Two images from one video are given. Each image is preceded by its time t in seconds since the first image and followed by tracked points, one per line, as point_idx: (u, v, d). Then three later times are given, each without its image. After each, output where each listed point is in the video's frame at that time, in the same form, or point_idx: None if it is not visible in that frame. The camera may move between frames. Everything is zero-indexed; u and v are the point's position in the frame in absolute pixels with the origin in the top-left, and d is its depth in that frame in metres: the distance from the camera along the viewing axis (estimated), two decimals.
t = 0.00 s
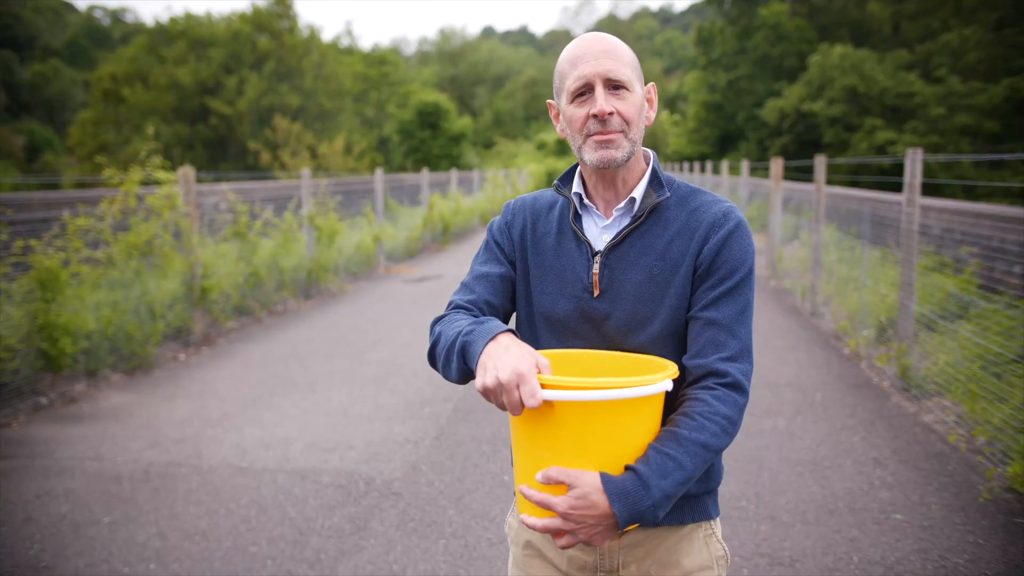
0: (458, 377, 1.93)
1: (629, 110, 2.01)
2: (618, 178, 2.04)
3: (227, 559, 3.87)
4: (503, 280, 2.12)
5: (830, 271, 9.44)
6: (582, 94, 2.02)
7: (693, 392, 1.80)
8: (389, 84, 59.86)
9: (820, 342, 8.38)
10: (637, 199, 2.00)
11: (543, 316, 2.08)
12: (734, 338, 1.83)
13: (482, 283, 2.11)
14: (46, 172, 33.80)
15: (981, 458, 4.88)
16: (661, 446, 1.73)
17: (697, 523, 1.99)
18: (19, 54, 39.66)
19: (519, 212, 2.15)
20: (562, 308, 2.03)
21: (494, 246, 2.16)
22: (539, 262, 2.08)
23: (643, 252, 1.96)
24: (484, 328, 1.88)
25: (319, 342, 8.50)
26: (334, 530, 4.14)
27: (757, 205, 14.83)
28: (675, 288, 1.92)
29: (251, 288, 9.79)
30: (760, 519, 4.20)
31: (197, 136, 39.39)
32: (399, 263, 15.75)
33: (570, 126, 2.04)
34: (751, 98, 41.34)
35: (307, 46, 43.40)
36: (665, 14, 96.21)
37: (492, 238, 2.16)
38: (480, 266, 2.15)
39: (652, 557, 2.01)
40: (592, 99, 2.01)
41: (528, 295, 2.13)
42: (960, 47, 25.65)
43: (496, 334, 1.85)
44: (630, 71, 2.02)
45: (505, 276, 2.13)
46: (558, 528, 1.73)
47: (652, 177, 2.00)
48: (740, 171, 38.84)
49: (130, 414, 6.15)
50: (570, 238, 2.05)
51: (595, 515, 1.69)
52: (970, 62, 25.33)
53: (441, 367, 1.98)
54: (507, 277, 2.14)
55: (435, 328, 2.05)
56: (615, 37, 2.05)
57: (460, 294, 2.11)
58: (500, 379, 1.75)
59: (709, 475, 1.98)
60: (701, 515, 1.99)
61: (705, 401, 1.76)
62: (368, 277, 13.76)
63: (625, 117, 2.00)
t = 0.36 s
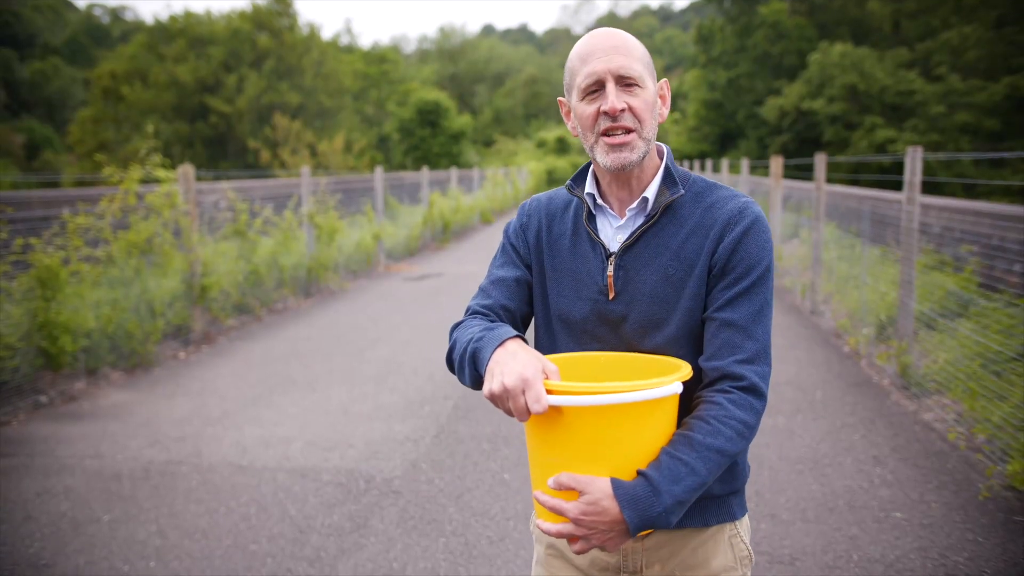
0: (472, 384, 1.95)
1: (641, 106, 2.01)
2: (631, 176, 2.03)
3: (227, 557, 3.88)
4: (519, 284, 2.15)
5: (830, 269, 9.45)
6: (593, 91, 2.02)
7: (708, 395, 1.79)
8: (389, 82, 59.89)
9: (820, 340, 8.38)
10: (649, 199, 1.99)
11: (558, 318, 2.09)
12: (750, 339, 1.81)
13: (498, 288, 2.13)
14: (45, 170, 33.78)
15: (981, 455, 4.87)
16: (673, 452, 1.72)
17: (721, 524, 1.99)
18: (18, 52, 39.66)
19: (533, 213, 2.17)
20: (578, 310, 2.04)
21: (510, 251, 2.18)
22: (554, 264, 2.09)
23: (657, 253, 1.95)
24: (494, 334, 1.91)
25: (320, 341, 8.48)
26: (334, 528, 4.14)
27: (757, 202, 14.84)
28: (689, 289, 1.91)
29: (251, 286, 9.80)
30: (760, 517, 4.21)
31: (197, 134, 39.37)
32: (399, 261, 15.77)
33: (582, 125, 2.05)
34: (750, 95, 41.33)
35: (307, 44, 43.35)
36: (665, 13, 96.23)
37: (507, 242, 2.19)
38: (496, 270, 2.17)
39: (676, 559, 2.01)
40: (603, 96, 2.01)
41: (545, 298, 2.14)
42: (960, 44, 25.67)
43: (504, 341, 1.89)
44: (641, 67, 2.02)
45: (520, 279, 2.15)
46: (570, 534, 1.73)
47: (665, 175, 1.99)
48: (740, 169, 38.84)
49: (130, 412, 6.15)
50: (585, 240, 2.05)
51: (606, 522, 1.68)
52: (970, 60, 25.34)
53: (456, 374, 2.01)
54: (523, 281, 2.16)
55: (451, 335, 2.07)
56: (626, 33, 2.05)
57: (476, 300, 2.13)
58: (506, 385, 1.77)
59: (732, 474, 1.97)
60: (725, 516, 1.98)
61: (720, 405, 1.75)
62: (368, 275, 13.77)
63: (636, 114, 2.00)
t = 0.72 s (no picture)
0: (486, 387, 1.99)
1: (672, 103, 2.00)
2: (661, 174, 2.02)
3: (227, 556, 3.88)
4: (543, 284, 2.17)
5: (829, 268, 9.45)
6: (626, 84, 2.03)
7: (728, 403, 1.77)
8: (389, 80, 59.89)
9: (820, 339, 8.38)
10: (675, 201, 1.98)
11: (583, 321, 2.10)
12: (773, 348, 1.79)
13: (521, 289, 2.16)
14: (45, 168, 33.79)
15: (981, 454, 4.87)
16: (684, 460, 1.71)
17: (747, 530, 1.98)
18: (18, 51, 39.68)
19: (560, 212, 2.19)
20: (602, 312, 2.04)
21: (535, 252, 2.21)
22: (580, 266, 2.10)
23: (682, 256, 1.94)
24: (506, 337, 1.95)
25: (320, 339, 8.48)
26: (334, 527, 4.14)
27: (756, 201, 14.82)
28: (713, 294, 1.89)
29: (251, 284, 9.80)
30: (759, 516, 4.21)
31: (197, 132, 39.36)
32: (399, 259, 15.77)
33: (613, 118, 2.05)
34: (750, 94, 41.29)
35: (306, 42, 43.26)
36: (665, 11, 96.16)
37: (533, 239, 2.22)
38: (521, 270, 2.20)
39: (699, 562, 2.02)
40: (636, 91, 2.01)
41: (569, 301, 2.16)
42: (960, 43, 25.69)
43: (515, 344, 1.92)
44: (677, 62, 2.01)
45: (543, 280, 2.17)
46: (579, 539, 1.74)
47: (692, 176, 1.98)
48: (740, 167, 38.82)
49: (130, 410, 6.16)
50: (610, 242, 2.06)
51: (613, 528, 1.69)
52: (970, 58, 25.33)
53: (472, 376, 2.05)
54: (547, 281, 2.18)
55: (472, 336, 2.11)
56: (665, 27, 2.04)
57: (501, 300, 2.17)
58: (511, 390, 1.80)
59: (759, 480, 1.95)
60: (750, 523, 1.97)
61: (736, 415, 1.74)
62: (368, 274, 13.77)
63: (667, 111, 1.99)
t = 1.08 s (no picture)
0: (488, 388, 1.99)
1: (689, 106, 1.99)
2: (671, 177, 2.02)
3: (226, 556, 3.88)
4: (547, 285, 2.18)
5: (830, 268, 9.46)
6: (642, 86, 2.02)
7: (735, 411, 1.78)
8: (389, 80, 59.87)
9: (820, 338, 8.38)
10: (686, 204, 1.99)
11: (589, 325, 2.10)
12: (782, 356, 1.79)
13: (524, 288, 2.17)
14: (45, 168, 33.85)
15: (981, 454, 4.87)
16: (688, 467, 1.71)
17: (752, 531, 1.98)
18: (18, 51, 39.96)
19: (567, 212, 2.19)
20: (608, 314, 2.04)
21: (541, 252, 2.21)
22: (587, 265, 2.10)
23: (691, 260, 1.94)
24: (509, 341, 1.94)
25: (320, 339, 8.47)
26: (334, 527, 4.14)
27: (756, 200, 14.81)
28: (722, 299, 1.89)
29: (251, 284, 9.80)
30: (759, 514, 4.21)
31: (197, 132, 39.40)
32: (399, 259, 15.78)
33: (627, 118, 2.04)
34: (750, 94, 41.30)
35: (307, 42, 43.27)
36: (665, 11, 96.00)
37: (539, 238, 2.22)
38: (525, 269, 2.20)
39: (704, 562, 2.02)
40: (652, 91, 2.00)
41: (574, 303, 2.16)
42: (960, 42, 25.71)
43: (517, 349, 1.91)
44: (694, 65, 2.00)
45: (547, 280, 2.18)
46: (582, 544, 1.74)
47: (703, 180, 1.98)
48: (740, 167, 38.83)
49: (130, 410, 6.16)
50: (619, 242, 2.06)
51: (615, 534, 1.69)
52: (969, 58, 25.34)
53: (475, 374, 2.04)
54: (551, 282, 2.19)
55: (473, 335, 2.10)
56: (683, 26, 2.03)
57: (504, 297, 2.17)
58: (514, 396, 1.79)
59: (763, 482, 1.96)
60: (754, 524, 1.98)
61: (743, 423, 1.74)
62: (368, 273, 13.78)
63: (683, 114, 1.99)
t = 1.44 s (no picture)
0: (484, 382, 1.96)
1: (689, 105, 2.00)
2: (666, 172, 2.03)
3: (227, 556, 3.88)
4: (534, 279, 2.16)
5: (830, 268, 9.46)
6: (644, 82, 2.02)
7: (727, 402, 1.79)
8: (389, 80, 59.84)
9: (820, 339, 8.38)
10: (678, 198, 2.00)
11: (578, 319, 2.09)
12: (773, 347, 1.81)
13: (511, 283, 2.15)
14: (45, 167, 33.91)
15: (981, 454, 4.86)
16: (689, 459, 1.72)
17: (738, 529, 2.00)
18: (19, 51, 40.31)
19: (555, 207, 2.18)
20: (598, 310, 2.04)
21: (529, 244, 2.19)
22: (576, 261, 2.09)
23: (683, 254, 1.95)
24: (505, 334, 1.91)
25: (320, 339, 8.47)
26: (335, 527, 4.14)
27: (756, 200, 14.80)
28: (713, 293, 1.91)
29: (251, 284, 9.80)
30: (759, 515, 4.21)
31: (197, 132, 39.44)
32: (399, 259, 15.79)
33: (626, 113, 2.04)
34: (751, 94, 41.29)
35: (307, 43, 43.25)
36: (666, 11, 95.93)
37: (528, 232, 2.20)
38: (512, 263, 2.19)
39: (692, 562, 2.02)
40: (655, 88, 2.00)
41: (564, 296, 2.13)
42: (960, 43, 25.70)
43: (515, 341, 1.88)
44: (696, 65, 2.01)
45: (535, 275, 2.16)
46: (579, 539, 1.73)
47: (695, 177, 1.99)
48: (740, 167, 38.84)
49: (131, 410, 6.16)
50: (609, 235, 2.05)
51: (616, 528, 1.68)
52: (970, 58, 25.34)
53: (468, 370, 2.02)
54: (539, 276, 2.17)
55: (463, 329, 2.07)
56: (687, 26, 2.04)
57: (490, 292, 2.15)
58: (514, 388, 1.78)
59: (749, 480, 1.97)
60: (741, 521, 1.99)
61: (739, 413, 1.75)
62: (368, 273, 13.78)
63: (683, 113, 1.99)
